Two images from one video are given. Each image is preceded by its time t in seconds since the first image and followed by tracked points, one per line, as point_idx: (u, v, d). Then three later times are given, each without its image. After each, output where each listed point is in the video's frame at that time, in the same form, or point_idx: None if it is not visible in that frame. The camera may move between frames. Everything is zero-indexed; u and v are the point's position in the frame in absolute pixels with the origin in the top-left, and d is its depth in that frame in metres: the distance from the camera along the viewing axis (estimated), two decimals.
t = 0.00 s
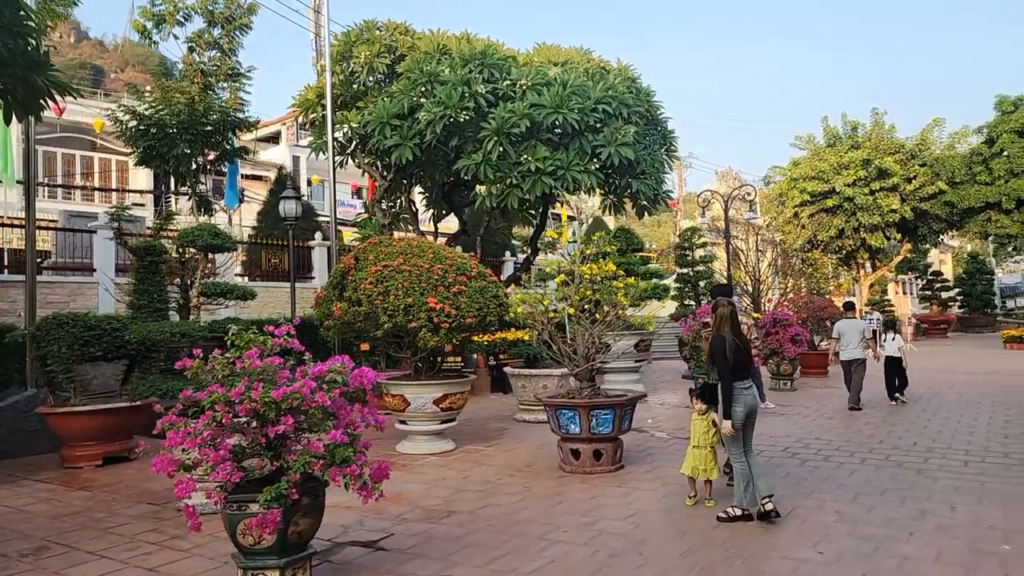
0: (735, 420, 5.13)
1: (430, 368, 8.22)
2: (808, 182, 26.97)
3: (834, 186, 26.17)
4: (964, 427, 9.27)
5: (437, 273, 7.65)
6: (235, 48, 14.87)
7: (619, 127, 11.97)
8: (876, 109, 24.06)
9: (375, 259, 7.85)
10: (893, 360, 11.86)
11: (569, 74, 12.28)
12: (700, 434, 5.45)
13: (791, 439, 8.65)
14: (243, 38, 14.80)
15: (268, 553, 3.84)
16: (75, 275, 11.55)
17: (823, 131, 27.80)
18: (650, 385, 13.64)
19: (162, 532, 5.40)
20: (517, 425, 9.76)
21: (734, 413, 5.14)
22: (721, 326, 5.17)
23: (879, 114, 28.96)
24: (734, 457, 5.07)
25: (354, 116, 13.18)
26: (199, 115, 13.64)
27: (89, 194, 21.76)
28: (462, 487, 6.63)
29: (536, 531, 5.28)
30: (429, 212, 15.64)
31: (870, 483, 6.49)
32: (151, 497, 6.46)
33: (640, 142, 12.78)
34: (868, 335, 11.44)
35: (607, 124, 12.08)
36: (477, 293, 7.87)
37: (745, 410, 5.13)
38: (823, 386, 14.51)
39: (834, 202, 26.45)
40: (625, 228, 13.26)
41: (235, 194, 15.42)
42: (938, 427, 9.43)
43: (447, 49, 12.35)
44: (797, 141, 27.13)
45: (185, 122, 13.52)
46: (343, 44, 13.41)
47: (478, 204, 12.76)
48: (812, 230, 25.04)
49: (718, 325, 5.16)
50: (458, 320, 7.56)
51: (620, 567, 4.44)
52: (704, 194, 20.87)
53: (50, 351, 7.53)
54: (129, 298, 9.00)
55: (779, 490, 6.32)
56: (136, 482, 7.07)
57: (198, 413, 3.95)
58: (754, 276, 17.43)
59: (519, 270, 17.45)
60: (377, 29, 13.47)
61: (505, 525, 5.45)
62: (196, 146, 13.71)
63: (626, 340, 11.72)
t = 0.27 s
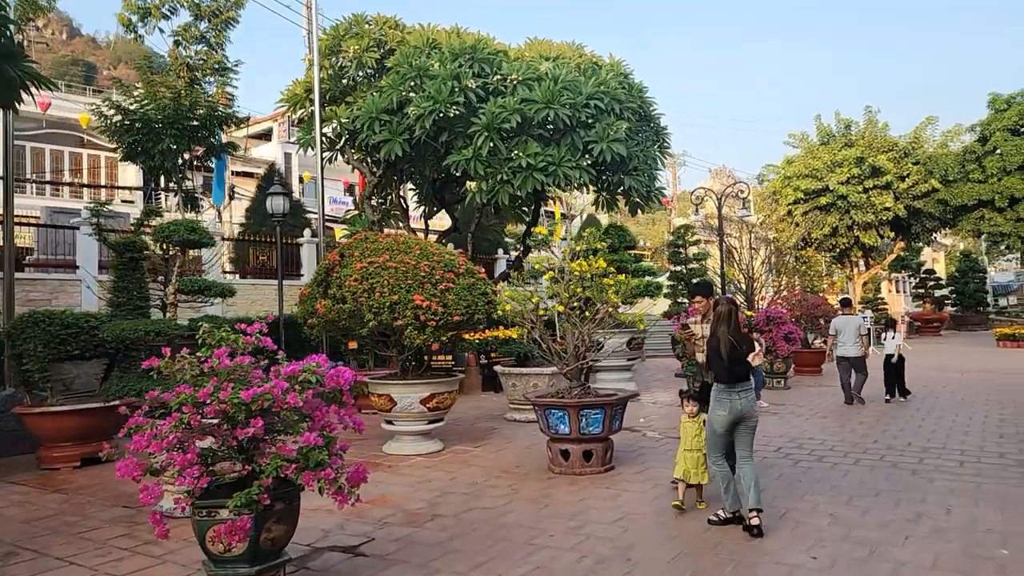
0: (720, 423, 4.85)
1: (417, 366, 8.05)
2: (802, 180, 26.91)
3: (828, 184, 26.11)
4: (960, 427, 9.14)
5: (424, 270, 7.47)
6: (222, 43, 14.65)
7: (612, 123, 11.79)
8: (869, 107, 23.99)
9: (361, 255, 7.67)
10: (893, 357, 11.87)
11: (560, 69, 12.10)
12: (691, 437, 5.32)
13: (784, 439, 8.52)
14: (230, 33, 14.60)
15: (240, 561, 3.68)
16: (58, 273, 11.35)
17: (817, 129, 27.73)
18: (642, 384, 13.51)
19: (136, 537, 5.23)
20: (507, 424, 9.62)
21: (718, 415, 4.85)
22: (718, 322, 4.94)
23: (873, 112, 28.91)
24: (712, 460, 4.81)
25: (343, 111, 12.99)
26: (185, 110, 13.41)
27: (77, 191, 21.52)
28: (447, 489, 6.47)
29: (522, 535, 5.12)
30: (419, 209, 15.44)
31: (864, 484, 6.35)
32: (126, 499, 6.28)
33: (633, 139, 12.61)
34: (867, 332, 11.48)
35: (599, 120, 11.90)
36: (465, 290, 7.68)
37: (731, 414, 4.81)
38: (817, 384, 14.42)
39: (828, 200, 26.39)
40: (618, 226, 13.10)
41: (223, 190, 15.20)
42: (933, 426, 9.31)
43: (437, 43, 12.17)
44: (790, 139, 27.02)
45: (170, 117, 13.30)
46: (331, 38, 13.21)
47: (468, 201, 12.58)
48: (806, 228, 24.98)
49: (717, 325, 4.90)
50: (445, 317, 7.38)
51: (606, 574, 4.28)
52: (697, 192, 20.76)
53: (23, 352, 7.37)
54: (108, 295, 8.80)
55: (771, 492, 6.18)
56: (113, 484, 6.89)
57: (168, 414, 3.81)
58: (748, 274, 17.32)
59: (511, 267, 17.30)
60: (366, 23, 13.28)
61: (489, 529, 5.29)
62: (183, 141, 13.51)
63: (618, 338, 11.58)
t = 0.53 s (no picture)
0: (719, 423, 4.56)
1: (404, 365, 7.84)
2: (795, 178, 26.80)
3: (821, 182, 26.02)
4: (957, 426, 8.98)
5: (410, 265, 7.25)
6: (207, 36, 14.38)
7: (604, 117, 11.59)
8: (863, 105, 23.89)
9: (347, 251, 7.46)
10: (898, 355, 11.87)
11: (552, 62, 11.90)
12: (679, 443, 5.04)
13: (779, 439, 8.34)
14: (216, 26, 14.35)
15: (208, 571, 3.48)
16: (38, 269, 11.09)
17: (810, 126, 27.63)
18: (635, 382, 13.34)
19: (106, 543, 5.01)
20: (497, 424, 9.42)
21: (717, 414, 4.56)
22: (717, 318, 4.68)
23: (866, 110, 28.84)
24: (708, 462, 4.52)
25: (331, 105, 12.75)
26: (169, 104, 13.13)
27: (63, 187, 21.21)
28: (433, 492, 6.26)
29: (509, 540, 4.92)
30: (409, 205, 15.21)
31: (862, 485, 6.17)
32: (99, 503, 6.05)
33: (626, 134, 12.43)
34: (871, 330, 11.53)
35: (591, 114, 11.70)
36: (454, 286, 7.47)
37: (731, 413, 4.51)
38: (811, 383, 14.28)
39: (822, 198, 26.29)
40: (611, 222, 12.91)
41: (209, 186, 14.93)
42: (930, 425, 9.17)
43: (427, 36, 11.95)
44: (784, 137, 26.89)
45: (155, 110, 13.00)
46: (319, 30, 12.94)
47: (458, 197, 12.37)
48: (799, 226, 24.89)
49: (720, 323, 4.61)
50: (432, 315, 7.17)
51: None
52: (691, 189, 20.61)
53: None
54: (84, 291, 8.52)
55: (767, 494, 5.99)
56: (87, 487, 6.65)
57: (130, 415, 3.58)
58: (741, 271, 17.18)
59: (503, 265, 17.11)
60: (354, 15, 13.05)
61: (475, 534, 5.08)
62: (168, 136, 13.25)
63: (610, 336, 11.39)
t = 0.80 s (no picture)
0: (721, 434, 4.31)
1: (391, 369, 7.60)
2: (790, 178, 26.66)
3: (817, 183, 25.88)
4: (957, 431, 8.80)
5: (397, 266, 7.02)
6: (194, 31, 14.13)
7: (598, 115, 11.39)
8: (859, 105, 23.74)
9: (332, 251, 7.23)
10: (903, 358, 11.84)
11: (545, 59, 11.69)
12: (669, 452, 4.79)
13: (776, 444, 8.15)
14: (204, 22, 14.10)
15: None
16: (17, 269, 10.81)
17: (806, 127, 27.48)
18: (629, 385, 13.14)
19: (73, 557, 4.77)
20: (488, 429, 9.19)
21: (718, 424, 4.30)
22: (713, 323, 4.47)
23: (861, 111, 28.73)
24: (711, 473, 4.25)
25: (321, 102, 12.51)
26: (155, 101, 12.87)
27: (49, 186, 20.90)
28: (419, 501, 6.03)
29: (496, 554, 4.70)
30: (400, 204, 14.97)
31: (862, 495, 5.97)
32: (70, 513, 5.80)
33: (620, 132, 12.23)
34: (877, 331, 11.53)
35: (585, 112, 11.50)
36: (443, 287, 7.25)
37: (734, 422, 4.27)
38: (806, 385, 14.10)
39: (817, 199, 26.15)
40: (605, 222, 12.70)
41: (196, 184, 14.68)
42: (929, 430, 8.99)
43: (418, 32, 11.73)
44: (779, 137, 26.74)
45: (140, 107, 12.71)
46: (308, 25, 12.70)
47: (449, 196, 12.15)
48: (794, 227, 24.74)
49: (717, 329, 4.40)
50: (419, 317, 6.95)
51: None
52: (685, 189, 20.44)
53: None
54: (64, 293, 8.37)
55: (765, 503, 5.78)
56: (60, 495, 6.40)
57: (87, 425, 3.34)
58: (737, 273, 17.00)
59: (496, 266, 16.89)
60: (344, 11, 12.80)
61: (461, 547, 4.86)
62: (153, 133, 12.99)
63: (604, 339, 11.19)
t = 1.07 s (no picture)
0: (717, 441, 4.09)
1: (372, 370, 7.42)
2: (784, 178, 26.55)
3: (810, 182, 25.77)
4: (949, 432, 8.67)
5: (377, 264, 6.85)
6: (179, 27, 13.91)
7: (587, 112, 11.24)
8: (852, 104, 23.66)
9: (310, 249, 7.04)
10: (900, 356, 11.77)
11: (533, 55, 11.54)
12: (654, 461, 4.51)
13: (766, 446, 7.99)
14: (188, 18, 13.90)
15: None
16: None
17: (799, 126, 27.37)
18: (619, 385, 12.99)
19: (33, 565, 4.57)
20: (473, 430, 9.03)
21: (714, 430, 4.09)
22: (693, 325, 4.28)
23: (854, 110, 28.64)
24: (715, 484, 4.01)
25: (307, 98, 12.31)
26: (139, 97, 12.67)
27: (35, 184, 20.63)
28: (397, 506, 5.84)
29: (474, 561, 4.53)
30: (388, 203, 14.80)
31: (853, 498, 5.82)
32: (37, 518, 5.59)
33: (609, 130, 12.09)
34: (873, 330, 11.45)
35: (573, 109, 11.35)
36: (424, 286, 7.06)
37: (729, 427, 4.09)
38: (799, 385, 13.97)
39: (810, 198, 26.02)
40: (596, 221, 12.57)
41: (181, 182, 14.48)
42: (922, 431, 8.86)
43: (404, 27, 11.56)
44: (773, 136, 26.62)
45: (123, 104, 12.54)
46: (293, 20, 12.51)
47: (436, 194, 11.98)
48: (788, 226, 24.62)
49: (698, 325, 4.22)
50: (399, 316, 6.77)
51: None
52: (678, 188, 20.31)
53: None
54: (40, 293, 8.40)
55: (754, 507, 5.63)
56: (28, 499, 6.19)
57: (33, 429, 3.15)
58: (729, 272, 16.87)
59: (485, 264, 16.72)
60: (330, 6, 12.61)
61: (438, 554, 4.68)
62: (135, 131, 12.79)
63: (592, 338, 11.04)
